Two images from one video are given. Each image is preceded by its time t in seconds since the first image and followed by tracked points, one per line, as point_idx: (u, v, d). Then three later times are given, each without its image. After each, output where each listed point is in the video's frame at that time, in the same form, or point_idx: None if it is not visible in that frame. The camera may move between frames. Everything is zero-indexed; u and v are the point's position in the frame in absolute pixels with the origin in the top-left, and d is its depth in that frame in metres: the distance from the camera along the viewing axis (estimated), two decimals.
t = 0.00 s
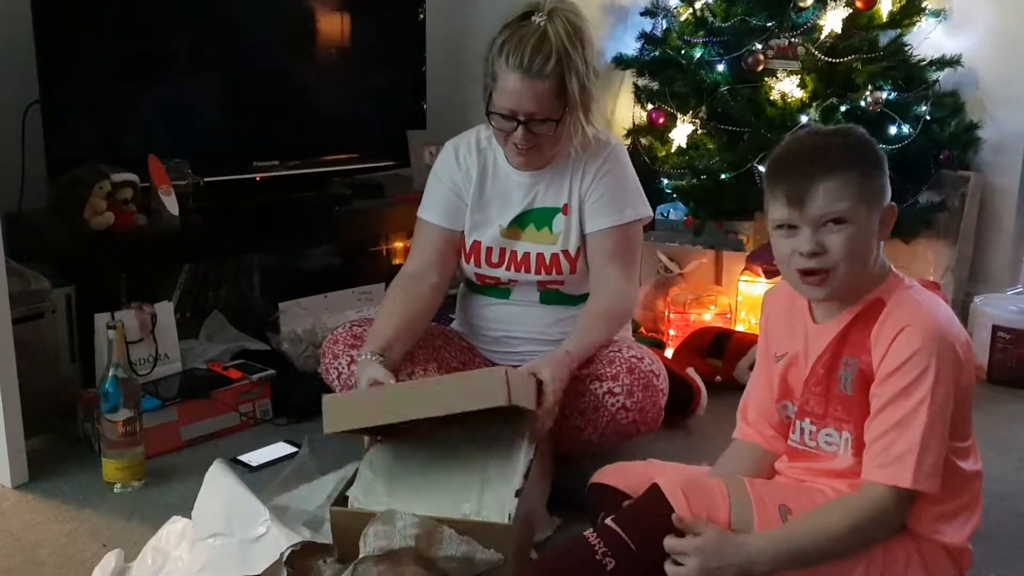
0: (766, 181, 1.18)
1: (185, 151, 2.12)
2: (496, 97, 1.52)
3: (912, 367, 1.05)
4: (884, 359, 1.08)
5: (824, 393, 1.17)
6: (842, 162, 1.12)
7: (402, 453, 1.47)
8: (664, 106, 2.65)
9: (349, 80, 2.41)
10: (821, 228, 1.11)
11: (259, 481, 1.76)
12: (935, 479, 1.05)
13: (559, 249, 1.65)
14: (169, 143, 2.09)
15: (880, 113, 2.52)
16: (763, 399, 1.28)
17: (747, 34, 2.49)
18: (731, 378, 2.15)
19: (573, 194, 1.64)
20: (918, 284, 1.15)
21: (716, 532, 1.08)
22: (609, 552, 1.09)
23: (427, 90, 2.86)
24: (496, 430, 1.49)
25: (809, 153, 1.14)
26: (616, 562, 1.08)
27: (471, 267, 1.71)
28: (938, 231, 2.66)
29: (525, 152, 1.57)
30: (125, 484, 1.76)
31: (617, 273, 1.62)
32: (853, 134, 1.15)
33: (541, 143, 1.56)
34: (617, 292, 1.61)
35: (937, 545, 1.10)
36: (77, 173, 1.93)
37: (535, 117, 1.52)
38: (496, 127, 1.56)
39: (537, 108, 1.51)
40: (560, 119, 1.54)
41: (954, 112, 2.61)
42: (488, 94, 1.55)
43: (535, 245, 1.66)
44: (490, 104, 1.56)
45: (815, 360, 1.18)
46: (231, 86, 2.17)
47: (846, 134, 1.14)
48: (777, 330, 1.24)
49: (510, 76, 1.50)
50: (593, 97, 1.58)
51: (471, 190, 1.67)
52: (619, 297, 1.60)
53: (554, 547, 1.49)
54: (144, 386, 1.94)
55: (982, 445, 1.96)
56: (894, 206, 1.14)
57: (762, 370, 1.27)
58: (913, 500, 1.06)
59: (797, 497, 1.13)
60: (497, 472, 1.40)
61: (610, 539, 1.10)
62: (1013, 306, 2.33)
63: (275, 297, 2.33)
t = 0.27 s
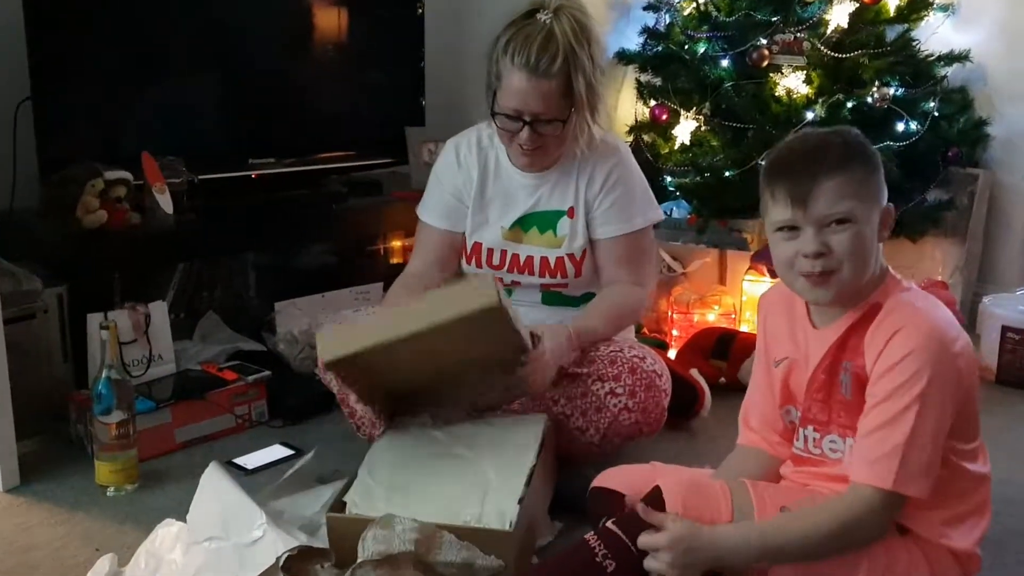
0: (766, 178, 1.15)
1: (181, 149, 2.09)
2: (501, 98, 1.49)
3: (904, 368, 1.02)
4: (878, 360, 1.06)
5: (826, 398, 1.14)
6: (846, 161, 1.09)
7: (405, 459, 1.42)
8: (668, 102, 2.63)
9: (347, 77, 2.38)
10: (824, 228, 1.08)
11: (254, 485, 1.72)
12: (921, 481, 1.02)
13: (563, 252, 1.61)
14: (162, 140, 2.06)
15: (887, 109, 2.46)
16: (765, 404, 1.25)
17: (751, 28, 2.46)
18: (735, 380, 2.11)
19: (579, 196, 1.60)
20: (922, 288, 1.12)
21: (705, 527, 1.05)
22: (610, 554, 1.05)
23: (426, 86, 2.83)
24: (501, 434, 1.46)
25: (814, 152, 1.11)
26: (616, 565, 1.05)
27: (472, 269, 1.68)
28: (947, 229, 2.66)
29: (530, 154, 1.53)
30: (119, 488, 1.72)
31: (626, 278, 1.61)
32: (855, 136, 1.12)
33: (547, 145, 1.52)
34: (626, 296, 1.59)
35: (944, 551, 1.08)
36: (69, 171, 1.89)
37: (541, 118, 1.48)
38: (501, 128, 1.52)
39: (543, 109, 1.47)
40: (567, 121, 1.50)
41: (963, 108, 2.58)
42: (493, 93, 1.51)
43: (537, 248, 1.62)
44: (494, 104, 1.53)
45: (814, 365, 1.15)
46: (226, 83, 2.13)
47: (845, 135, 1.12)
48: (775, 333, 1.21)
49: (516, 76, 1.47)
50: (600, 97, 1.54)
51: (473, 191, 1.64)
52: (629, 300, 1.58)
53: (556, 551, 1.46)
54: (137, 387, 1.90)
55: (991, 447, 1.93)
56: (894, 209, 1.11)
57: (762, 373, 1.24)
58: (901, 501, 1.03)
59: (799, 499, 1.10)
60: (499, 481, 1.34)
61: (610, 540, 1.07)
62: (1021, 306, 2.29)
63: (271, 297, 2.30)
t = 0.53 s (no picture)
0: (770, 166, 1.11)
1: (172, 143, 2.04)
2: (522, 99, 1.43)
3: (904, 361, 0.98)
4: (878, 355, 1.01)
5: (829, 399, 1.09)
6: (851, 151, 1.05)
7: (409, 462, 1.37)
8: (674, 96, 2.57)
9: (345, 72, 2.33)
10: (825, 220, 1.04)
11: (247, 489, 1.67)
12: (921, 477, 0.97)
13: (571, 255, 1.56)
14: (154, 134, 2.00)
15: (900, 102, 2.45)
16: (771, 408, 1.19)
17: (758, 19, 2.40)
18: (742, 382, 2.07)
19: (590, 197, 1.55)
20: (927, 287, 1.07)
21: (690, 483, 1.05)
22: (606, 551, 1.04)
23: (425, 80, 2.77)
24: (503, 440, 1.41)
25: (820, 142, 1.07)
26: (613, 561, 1.04)
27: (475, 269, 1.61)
28: (959, 227, 2.62)
29: (547, 157, 1.48)
30: (111, 493, 1.65)
31: (630, 277, 1.53)
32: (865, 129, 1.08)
33: (566, 150, 1.47)
34: (626, 293, 1.50)
35: (952, 557, 1.03)
36: (55, 166, 1.83)
37: (563, 123, 1.43)
38: (521, 131, 1.46)
39: (567, 115, 1.42)
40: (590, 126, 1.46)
41: (977, 102, 2.55)
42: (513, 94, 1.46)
43: (544, 249, 1.57)
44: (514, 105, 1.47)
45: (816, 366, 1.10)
46: (219, 76, 2.08)
47: (853, 127, 1.08)
48: (781, 334, 1.16)
49: (539, 78, 1.41)
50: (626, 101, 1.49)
51: (479, 188, 1.58)
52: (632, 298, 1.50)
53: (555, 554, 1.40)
54: (128, 388, 1.85)
55: (1006, 448, 1.88)
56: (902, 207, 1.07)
57: (768, 375, 1.19)
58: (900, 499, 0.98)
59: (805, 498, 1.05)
60: (502, 485, 1.29)
61: (607, 537, 1.06)
62: None
63: (266, 297, 2.25)
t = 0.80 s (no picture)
0: (772, 162, 1.11)
1: (172, 143, 2.04)
2: (531, 100, 1.43)
3: (916, 369, 0.98)
4: (887, 362, 1.01)
5: (833, 398, 1.08)
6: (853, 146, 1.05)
7: (408, 461, 1.37)
8: (672, 94, 2.55)
9: (345, 71, 2.33)
10: (825, 217, 1.04)
11: (247, 489, 1.67)
12: (942, 484, 0.97)
13: (556, 258, 1.54)
14: (153, 133, 2.00)
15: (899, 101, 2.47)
16: (770, 404, 1.20)
17: (758, 17, 2.41)
18: (742, 380, 2.06)
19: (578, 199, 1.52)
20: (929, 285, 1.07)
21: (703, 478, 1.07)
22: (609, 550, 1.04)
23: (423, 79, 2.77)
24: (500, 441, 1.40)
25: (822, 138, 1.06)
26: (615, 561, 1.03)
27: (468, 264, 1.63)
28: (959, 224, 2.64)
29: (550, 161, 1.48)
30: (111, 492, 1.65)
31: (586, 280, 1.45)
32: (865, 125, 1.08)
33: (573, 155, 1.47)
34: (575, 297, 1.44)
35: (954, 552, 1.03)
36: (55, 166, 1.83)
37: (571, 127, 1.43)
38: (527, 133, 1.46)
39: (574, 120, 1.42)
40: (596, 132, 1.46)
41: (977, 100, 2.56)
42: (521, 95, 1.46)
43: (532, 251, 1.56)
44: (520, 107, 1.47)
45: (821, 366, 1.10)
46: (218, 75, 2.08)
47: (860, 125, 1.07)
48: (784, 332, 1.16)
49: (547, 82, 1.41)
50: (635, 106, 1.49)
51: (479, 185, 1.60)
52: (583, 303, 1.44)
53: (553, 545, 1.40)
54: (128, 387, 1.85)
55: (1007, 445, 1.88)
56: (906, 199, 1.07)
57: (770, 371, 1.19)
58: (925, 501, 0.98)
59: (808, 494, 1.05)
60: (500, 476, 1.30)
61: (609, 537, 1.05)
62: None
63: (266, 296, 2.24)
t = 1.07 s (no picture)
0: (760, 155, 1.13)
1: (171, 135, 2.03)
2: (516, 93, 1.43)
3: (920, 363, 0.97)
4: (889, 357, 1.01)
5: (835, 394, 1.08)
6: (791, 162, 1.06)
7: (408, 453, 1.38)
8: (673, 86, 2.56)
9: (344, 64, 2.33)
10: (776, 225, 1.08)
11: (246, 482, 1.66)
12: (951, 478, 0.97)
13: (548, 254, 1.54)
14: (152, 127, 2.00)
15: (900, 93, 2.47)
16: (761, 394, 1.20)
17: (759, 9, 2.43)
18: (742, 372, 2.06)
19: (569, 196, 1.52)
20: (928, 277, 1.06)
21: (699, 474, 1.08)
22: (609, 548, 1.04)
23: (423, 72, 2.76)
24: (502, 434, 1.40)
25: (771, 151, 1.09)
26: (616, 558, 1.04)
27: (462, 257, 1.63)
28: (959, 216, 2.64)
29: (538, 154, 1.47)
30: (111, 486, 1.65)
31: (574, 280, 1.46)
32: (845, 127, 1.07)
33: (559, 148, 1.46)
34: (565, 299, 1.44)
35: (954, 543, 1.02)
36: (54, 159, 1.83)
37: (555, 122, 1.42)
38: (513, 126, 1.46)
39: (560, 112, 1.42)
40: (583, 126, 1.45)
41: (976, 92, 2.56)
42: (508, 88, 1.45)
43: (523, 245, 1.55)
44: (507, 99, 1.47)
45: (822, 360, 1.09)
46: (217, 68, 2.08)
47: (847, 127, 1.07)
48: (784, 325, 1.16)
49: (533, 74, 1.41)
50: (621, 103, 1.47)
51: (472, 178, 1.60)
52: (568, 305, 1.44)
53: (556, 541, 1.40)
54: (128, 382, 1.86)
55: (1008, 437, 1.88)
56: (870, 216, 1.04)
57: (766, 361, 1.19)
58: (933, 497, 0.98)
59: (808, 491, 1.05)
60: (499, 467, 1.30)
61: (609, 535, 1.05)
62: None
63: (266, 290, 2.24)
